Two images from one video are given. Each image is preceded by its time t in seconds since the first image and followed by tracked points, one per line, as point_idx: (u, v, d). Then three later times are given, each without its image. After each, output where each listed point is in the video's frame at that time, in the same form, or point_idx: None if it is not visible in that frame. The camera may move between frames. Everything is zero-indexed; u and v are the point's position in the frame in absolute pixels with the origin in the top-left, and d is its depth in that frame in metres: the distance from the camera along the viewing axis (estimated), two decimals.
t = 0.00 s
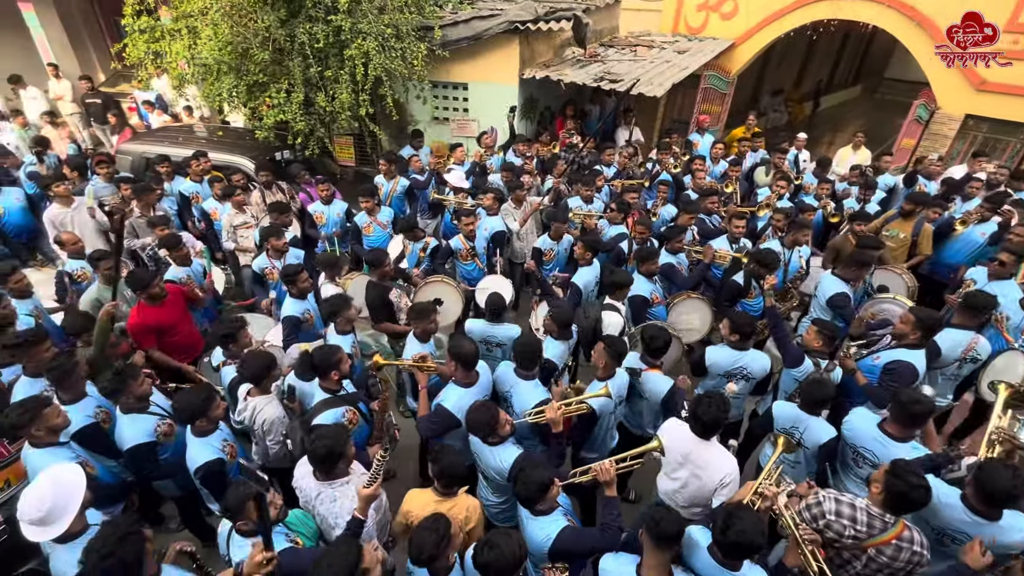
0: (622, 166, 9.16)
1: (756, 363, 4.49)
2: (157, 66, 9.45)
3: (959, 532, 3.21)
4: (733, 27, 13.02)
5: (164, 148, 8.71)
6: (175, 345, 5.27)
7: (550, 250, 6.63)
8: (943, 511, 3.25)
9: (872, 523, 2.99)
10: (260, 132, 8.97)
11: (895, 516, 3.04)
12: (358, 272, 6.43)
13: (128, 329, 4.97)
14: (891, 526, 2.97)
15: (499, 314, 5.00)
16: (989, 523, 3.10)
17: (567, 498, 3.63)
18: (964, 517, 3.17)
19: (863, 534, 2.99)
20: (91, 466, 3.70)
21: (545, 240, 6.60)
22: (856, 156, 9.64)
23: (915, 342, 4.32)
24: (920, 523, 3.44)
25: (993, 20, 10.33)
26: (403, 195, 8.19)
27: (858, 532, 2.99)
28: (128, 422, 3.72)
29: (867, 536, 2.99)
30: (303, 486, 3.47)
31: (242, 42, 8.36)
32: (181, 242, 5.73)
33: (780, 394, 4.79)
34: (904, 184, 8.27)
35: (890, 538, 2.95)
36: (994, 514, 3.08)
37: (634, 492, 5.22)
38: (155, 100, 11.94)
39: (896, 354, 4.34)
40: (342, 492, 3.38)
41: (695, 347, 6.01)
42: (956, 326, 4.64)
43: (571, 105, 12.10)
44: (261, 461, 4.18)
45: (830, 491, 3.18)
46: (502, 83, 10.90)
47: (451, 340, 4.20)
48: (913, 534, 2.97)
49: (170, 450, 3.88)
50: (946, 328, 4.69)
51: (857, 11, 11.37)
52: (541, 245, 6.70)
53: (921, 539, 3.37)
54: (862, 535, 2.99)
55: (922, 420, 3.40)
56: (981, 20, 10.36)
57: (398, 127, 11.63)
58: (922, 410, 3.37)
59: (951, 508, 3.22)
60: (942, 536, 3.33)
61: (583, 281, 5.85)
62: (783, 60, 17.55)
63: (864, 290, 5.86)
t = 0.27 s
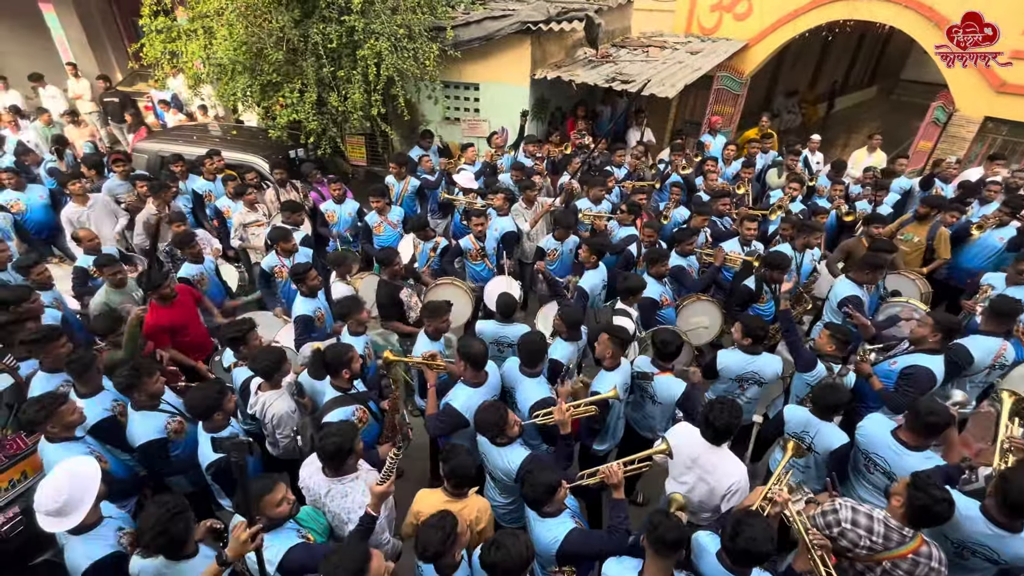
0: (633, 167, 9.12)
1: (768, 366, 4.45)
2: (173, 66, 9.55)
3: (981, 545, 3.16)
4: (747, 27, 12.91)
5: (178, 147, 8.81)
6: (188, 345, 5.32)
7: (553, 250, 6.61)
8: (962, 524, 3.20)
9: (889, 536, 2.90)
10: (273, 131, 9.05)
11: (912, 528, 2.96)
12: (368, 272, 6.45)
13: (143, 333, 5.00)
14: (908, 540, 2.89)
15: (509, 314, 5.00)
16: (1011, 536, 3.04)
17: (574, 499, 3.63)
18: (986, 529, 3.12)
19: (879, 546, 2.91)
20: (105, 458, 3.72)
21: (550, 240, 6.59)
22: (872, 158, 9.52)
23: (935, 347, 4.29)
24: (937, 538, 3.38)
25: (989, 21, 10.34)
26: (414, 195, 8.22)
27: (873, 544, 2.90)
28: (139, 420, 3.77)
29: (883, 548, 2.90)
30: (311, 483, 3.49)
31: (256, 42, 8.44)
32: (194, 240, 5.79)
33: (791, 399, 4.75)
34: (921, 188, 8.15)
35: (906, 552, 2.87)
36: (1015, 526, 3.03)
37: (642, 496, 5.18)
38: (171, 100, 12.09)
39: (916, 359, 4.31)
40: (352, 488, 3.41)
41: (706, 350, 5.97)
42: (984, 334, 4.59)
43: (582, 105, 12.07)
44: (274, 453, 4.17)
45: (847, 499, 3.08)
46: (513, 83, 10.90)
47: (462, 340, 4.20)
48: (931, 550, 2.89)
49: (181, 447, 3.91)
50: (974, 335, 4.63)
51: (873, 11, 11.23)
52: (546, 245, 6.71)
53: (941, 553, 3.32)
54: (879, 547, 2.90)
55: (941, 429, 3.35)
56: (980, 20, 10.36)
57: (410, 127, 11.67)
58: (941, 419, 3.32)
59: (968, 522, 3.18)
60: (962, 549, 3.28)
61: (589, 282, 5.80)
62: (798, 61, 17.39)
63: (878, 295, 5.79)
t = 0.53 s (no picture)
0: (643, 168, 9.09)
1: (779, 370, 4.41)
2: (188, 66, 9.65)
3: (1003, 558, 3.11)
4: (760, 28, 12.81)
5: (192, 146, 8.90)
6: (198, 345, 5.39)
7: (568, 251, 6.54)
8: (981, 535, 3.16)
9: (905, 549, 2.86)
10: (285, 131, 9.12)
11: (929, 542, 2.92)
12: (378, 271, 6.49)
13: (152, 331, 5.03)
14: (925, 554, 2.84)
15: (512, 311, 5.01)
16: None
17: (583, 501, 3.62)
18: (1008, 541, 3.08)
19: (893, 558, 2.87)
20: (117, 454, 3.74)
21: (564, 241, 6.55)
22: (886, 161, 9.42)
23: (951, 354, 4.23)
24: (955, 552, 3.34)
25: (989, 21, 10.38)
26: (424, 195, 8.25)
27: (888, 555, 2.86)
28: (148, 419, 3.79)
29: (898, 560, 2.86)
30: (317, 479, 3.50)
31: (270, 43, 8.51)
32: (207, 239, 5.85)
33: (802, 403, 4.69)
34: (936, 191, 8.04)
35: (922, 565, 2.83)
36: None
37: (651, 500, 5.14)
38: (186, 99, 12.22)
39: (932, 366, 4.22)
40: (358, 482, 3.42)
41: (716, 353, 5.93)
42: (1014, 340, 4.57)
43: (593, 106, 12.06)
44: (284, 448, 4.18)
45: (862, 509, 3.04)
46: (524, 84, 10.89)
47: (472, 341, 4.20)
48: (948, 566, 2.84)
49: (191, 445, 3.93)
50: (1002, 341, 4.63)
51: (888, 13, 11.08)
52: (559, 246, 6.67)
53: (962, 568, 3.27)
54: (894, 559, 2.86)
55: (956, 439, 3.31)
56: (980, 20, 10.40)
57: (420, 127, 11.71)
58: (956, 429, 3.29)
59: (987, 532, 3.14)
60: (983, 563, 3.22)
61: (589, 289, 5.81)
62: (811, 62, 17.25)
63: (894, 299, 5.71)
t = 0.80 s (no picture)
0: (654, 169, 9.05)
1: (788, 374, 4.37)
2: (202, 66, 9.73)
3: None
4: (773, 28, 12.71)
5: (205, 145, 8.98)
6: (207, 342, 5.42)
7: (585, 254, 6.48)
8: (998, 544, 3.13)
9: (923, 563, 2.85)
10: (297, 131, 9.17)
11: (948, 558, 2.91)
12: (388, 271, 6.51)
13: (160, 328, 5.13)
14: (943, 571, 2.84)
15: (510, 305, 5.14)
16: None
17: (593, 503, 3.59)
18: None
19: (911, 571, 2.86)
20: (129, 452, 3.76)
21: (579, 242, 6.50)
22: (901, 163, 9.31)
23: (969, 359, 4.18)
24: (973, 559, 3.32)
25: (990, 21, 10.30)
26: (433, 195, 8.28)
27: (905, 568, 2.86)
28: (158, 416, 3.82)
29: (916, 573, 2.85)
30: (326, 476, 3.50)
31: (282, 43, 8.56)
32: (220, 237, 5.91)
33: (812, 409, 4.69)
34: (952, 194, 7.94)
35: None
36: None
37: (659, 501, 5.12)
38: (199, 99, 12.33)
39: (949, 371, 4.18)
40: (361, 479, 3.42)
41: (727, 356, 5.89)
42: None
43: (603, 107, 12.03)
44: (294, 445, 4.20)
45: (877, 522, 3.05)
46: (535, 84, 10.88)
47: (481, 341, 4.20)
48: None
49: (199, 442, 3.96)
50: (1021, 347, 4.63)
51: (903, 13, 10.94)
52: (574, 246, 6.61)
53: None
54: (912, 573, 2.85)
55: (972, 448, 3.25)
56: (981, 20, 10.34)
57: (431, 127, 11.73)
58: (972, 438, 3.23)
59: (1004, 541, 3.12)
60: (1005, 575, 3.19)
61: (590, 290, 5.77)
62: (824, 62, 17.10)
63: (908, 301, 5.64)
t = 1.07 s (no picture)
0: (662, 170, 9.01)
1: (796, 376, 4.34)
2: (212, 65, 9.77)
3: None
4: (782, 28, 12.63)
5: (214, 144, 9.02)
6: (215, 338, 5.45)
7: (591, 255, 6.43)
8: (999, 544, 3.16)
9: None
10: (305, 129, 9.20)
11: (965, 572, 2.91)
12: (395, 270, 6.52)
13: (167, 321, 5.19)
14: None
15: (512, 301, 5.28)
16: None
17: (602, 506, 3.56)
18: None
19: None
20: (137, 450, 3.78)
21: (587, 244, 6.44)
22: (911, 165, 9.22)
23: (984, 365, 4.11)
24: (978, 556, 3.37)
25: (991, 21, 10.32)
26: (440, 194, 8.27)
27: None
28: (166, 413, 3.84)
29: None
30: (335, 473, 3.51)
31: (291, 42, 8.59)
32: (229, 235, 5.94)
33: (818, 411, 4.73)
34: (964, 197, 7.86)
35: None
36: None
37: (665, 504, 5.12)
38: (208, 97, 12.40)
39: (963, 377, 4.12)
40: (363, 476, 3.41)
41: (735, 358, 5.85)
42: None
43: (610, 107, 11.99)
44: (302, 444, 4.23)
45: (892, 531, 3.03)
46: (542, 84, 10.87)
47: (488, 340, 4.20)
48: None
49: (206, 439, 3.99)
50: None
51: (914, 13, 10.85)
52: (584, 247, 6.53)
53: None
54: None
55: (982, 455, 3.21)
56: (981, 20, 10.36)
57: (438, 126, 11.74)
58: (981, 445, 3.19)
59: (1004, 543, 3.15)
60: None
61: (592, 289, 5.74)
62: (834, 63, 16.99)
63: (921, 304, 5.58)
